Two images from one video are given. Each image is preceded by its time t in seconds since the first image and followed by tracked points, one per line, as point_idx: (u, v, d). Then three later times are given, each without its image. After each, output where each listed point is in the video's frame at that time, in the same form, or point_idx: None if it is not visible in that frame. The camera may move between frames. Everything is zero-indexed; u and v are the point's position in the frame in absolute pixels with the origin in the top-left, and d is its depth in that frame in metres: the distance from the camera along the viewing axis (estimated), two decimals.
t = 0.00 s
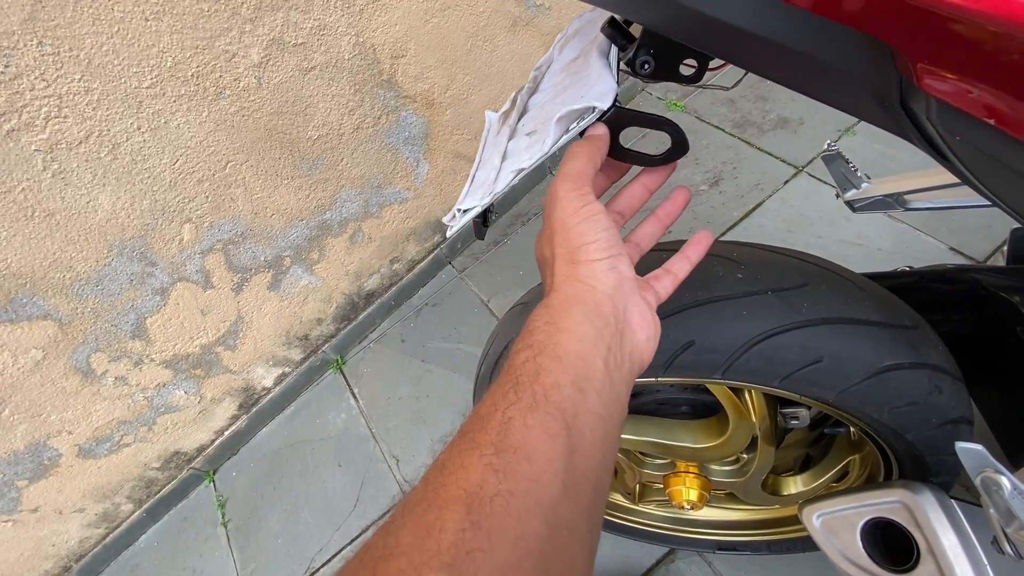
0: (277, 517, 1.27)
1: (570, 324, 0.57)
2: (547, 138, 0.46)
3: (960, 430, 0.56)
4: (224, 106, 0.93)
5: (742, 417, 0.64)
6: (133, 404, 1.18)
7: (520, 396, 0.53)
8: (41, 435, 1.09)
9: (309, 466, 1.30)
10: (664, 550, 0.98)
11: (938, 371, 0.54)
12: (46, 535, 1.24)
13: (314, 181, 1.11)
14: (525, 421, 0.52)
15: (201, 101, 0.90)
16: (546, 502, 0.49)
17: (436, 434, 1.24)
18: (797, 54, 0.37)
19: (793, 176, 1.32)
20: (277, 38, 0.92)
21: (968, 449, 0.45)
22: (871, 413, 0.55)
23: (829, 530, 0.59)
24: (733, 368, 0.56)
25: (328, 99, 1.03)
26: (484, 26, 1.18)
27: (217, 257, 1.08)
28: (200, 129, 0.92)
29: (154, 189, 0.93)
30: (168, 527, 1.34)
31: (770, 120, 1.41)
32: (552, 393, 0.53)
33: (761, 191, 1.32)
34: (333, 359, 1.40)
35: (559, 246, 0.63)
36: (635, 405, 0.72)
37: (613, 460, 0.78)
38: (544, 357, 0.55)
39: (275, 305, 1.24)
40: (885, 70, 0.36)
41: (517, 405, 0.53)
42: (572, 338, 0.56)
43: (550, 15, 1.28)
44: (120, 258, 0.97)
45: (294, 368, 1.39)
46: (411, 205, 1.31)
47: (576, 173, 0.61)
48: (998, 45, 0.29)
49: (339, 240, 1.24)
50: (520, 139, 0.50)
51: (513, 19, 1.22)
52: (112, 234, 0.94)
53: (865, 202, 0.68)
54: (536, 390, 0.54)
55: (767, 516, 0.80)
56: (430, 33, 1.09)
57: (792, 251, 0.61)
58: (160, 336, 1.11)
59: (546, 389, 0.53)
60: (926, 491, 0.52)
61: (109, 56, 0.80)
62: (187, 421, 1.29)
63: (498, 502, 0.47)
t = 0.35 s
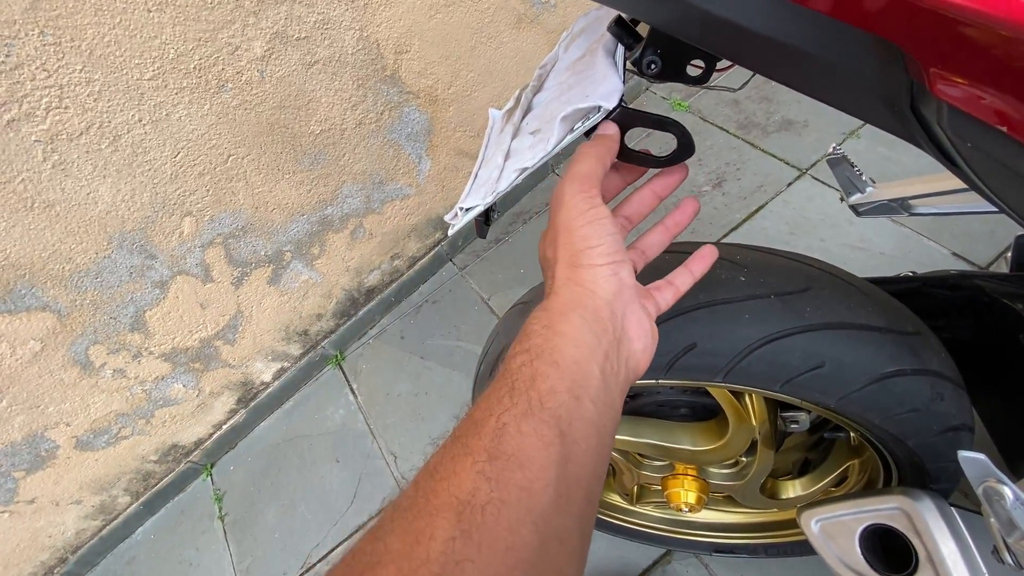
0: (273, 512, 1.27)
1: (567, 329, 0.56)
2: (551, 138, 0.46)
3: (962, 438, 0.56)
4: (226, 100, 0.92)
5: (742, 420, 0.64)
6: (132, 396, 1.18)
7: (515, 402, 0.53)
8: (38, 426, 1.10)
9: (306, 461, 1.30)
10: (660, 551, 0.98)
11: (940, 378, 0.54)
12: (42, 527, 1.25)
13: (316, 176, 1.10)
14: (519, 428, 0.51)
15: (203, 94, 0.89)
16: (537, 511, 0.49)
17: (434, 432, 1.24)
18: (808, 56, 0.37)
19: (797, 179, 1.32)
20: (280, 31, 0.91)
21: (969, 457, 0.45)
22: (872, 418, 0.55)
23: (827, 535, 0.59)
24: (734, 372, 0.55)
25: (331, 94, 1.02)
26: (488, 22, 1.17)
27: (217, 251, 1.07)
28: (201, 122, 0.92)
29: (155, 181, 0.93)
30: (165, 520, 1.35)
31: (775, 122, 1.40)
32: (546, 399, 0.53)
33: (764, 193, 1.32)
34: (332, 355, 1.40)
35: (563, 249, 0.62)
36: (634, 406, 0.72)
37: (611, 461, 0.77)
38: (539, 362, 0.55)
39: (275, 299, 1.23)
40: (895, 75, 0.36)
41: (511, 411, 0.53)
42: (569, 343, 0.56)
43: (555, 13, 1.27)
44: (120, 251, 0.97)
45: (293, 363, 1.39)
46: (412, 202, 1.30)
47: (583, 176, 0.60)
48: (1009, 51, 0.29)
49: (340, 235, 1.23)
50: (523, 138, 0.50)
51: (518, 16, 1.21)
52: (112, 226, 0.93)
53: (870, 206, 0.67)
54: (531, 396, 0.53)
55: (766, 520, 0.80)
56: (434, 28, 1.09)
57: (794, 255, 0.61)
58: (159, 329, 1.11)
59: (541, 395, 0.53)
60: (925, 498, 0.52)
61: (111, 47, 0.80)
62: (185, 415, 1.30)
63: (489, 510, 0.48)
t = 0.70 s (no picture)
0: (270, 507, 1.27)
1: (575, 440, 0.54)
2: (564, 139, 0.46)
3: (961, 445, 0.56)
4: (232, 94, 0.92)
5: (743, 425, 0.64)
6: (131, 388, 1.18)
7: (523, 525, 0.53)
8: (37, 417, 1.10)
9: (305, 457, 1.30)
10: (657, 553, 0.98)
11: (941, 386, 0.54)
12: (39, 517, 1.25)
13: (320, 172, 1.10)
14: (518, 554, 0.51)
15: (209, 87, 0.89)
16: None
17: (433, 429, 1.24)
18: (822, 64, 0.37)
19: (800, 184, 1.32)
20: (288, 26, 0.91)
21: (972, 466, 0.45)
22: (873, 424, 0.55)
23: (827, 540, 0.59)
24: (738, 377, 0.55)
25: (337, 90, 1.02)
26: (495, 21, 1.17)
27: (220, 245, 1.07)
28: (207, 115, 0.92)
29: (159, 174, 0.93)
30: (162, 512, 1.36)
31: (779, 127, 1.40)
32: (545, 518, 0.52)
33: (767, 197, 1.32)
34: (332, 351, 1.40)
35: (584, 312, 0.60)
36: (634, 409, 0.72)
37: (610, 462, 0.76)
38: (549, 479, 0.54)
39: (276, 294, 1.23)
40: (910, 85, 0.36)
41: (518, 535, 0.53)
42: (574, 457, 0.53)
43: (562, 13, 1.27)
44: (123, 243, 0.97)
45: (293, 358, 1.39)
46: (416, 199, 1.30)
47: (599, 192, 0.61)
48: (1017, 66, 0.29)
49: (343, 231, 1.23)
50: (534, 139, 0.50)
51: (525, 16, 1.21)
52: (115, 217, 0.93)
53: (875, 213, 0.67)
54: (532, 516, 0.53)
55: (764, 523, 0.80)
56: (441, 26, 1.09)
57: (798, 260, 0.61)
58: (161, 322, 1.11)
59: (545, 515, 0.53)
60: (925, 505, 0.52)
61: (118, 38, 0.80)
62: (185, 408, 1.30)
63: None
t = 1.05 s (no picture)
0: (265, 501, 1.25)
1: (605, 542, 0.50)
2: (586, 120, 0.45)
3: (974, 449, 0.55)
4: (237, 79, 0.91)
5: (752, 425, 0.62)
6: (126, 377, 1.16)
7: None
8: (29, 404, 1.08)
9: (300, 451, 1.29)
10: (656, 555, 0.97)
11: (957, 388, 0.53)
12: (28, 507, 1.23)
13: (324, 162, 1.09)
14: None
15: (213, 72, 0.88)
16: None
17: (431, 426, 1.22)
18: (865, 48, 0.36)
19: (805, 187, 1.31)
20: (296, 12, 0.90)
21: (999, 469, 0.46)
22: (887, 426, 0.54)
23: (835, 542, 0.57)
24: (751, 374, 0.54)
25: (343, 79, 1.01)
26: (504, 15, 1.15)
27: (221, 233, 1.06)
28: (211, 100, 0.90)
29: (160, 159, 0.91)
30: (154, 504, 1.34)
31: (785, 129, 1.40)
32: None
33: (772, 200, 1.31)
34: (330, 344, 1.38)
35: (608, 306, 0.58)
36: (639, 407, 0.71)
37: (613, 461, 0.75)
38: None
39: (276, 285, 1.22)
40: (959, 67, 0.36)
41: None
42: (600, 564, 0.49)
43: (571, 8, 1.26)
44: (122, 228, 0.95)
45: (290, 351, 1.37)
46: (419, 193, 1.29)
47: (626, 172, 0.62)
48: None
49: (344, 223, 1.21)
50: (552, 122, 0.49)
51: (533, 10, 1.20)
52: (114, 202, 0.92)
53: (889, 213, 0.66)
54: None
55: (767, 527, 0.79)
56: (450, 18, 1.07)
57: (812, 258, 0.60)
58: (157, 310, 1.09)
59: None
60: (939, 509, 0.51)
61: (122, 18, 0.78)
62: (180, 399, 1.28)
63: None
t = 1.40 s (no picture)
0: (267, 494, 1.26)
1: None
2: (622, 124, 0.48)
3: (969, 448, 0.58)
4: (258, 75, 0.92)
5: (758, 422, 0.64)
6: (133, 367, 1.17)
7: None
8: (37, 390, 1.09)
9: (303, 445, 1.30)
10: (656, 552, 0.99)
11: (955, 389, 0.55)
12: (31, 494, 1.24)
13: (338, 159, 1.11)
14: None
15: (235, 67, 0.90)
16: None
17: (434, 422, 1.24)
18: (881, 64, 0.39)
19: (805, 197, 1.33)
20: (318, 11, 0.92)
21: (995, 458, 0.48)
22: (889, 424, 0.56)
23: (835, 536, 0.59)
24: (761, 370, 0.56)
25: (360, 78, 1.03)
26: (518, 20, 1.18)
27: (234, 226, 1.07)
28: (231, 94, 0.92)
29: (180, 151, 0.93)
30: (156, 495, 1.35)
31: (787, 140, 1.42)
32: None
33: (773, 208, 1.33)
34: (335, 340, 1.40)
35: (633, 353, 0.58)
36: (647, 405, 0.73)
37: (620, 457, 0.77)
38: None
39: (285, 280, 1.23)
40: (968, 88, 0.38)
41: None
42: None
43: (582, 15, 1.27)
44: (138, 218, 0.96)
45: (296, 346, 1.38)
46: (428, 192, 1.31)
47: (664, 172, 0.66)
48: None
49: (355, 220, 1.23)
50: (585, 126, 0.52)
51: (546, 17, 1.22)
52: (133, 192, 0.93)
53: (892, 222, 0.67)
54: None
55: (766, 525, 0.81)
56: (466, 21, 1.10)
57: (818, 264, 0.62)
58: (169, 300, 1.10)
59: None
60: (935, 502, 0.53)
61: (150, 12, 0.80)
62: (185, 389, 1.29)
63: None
